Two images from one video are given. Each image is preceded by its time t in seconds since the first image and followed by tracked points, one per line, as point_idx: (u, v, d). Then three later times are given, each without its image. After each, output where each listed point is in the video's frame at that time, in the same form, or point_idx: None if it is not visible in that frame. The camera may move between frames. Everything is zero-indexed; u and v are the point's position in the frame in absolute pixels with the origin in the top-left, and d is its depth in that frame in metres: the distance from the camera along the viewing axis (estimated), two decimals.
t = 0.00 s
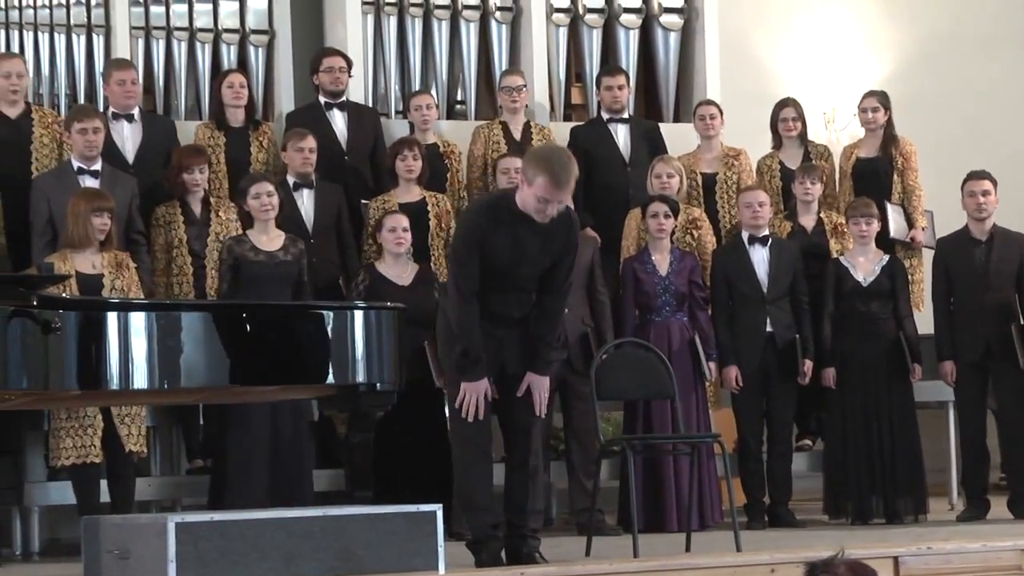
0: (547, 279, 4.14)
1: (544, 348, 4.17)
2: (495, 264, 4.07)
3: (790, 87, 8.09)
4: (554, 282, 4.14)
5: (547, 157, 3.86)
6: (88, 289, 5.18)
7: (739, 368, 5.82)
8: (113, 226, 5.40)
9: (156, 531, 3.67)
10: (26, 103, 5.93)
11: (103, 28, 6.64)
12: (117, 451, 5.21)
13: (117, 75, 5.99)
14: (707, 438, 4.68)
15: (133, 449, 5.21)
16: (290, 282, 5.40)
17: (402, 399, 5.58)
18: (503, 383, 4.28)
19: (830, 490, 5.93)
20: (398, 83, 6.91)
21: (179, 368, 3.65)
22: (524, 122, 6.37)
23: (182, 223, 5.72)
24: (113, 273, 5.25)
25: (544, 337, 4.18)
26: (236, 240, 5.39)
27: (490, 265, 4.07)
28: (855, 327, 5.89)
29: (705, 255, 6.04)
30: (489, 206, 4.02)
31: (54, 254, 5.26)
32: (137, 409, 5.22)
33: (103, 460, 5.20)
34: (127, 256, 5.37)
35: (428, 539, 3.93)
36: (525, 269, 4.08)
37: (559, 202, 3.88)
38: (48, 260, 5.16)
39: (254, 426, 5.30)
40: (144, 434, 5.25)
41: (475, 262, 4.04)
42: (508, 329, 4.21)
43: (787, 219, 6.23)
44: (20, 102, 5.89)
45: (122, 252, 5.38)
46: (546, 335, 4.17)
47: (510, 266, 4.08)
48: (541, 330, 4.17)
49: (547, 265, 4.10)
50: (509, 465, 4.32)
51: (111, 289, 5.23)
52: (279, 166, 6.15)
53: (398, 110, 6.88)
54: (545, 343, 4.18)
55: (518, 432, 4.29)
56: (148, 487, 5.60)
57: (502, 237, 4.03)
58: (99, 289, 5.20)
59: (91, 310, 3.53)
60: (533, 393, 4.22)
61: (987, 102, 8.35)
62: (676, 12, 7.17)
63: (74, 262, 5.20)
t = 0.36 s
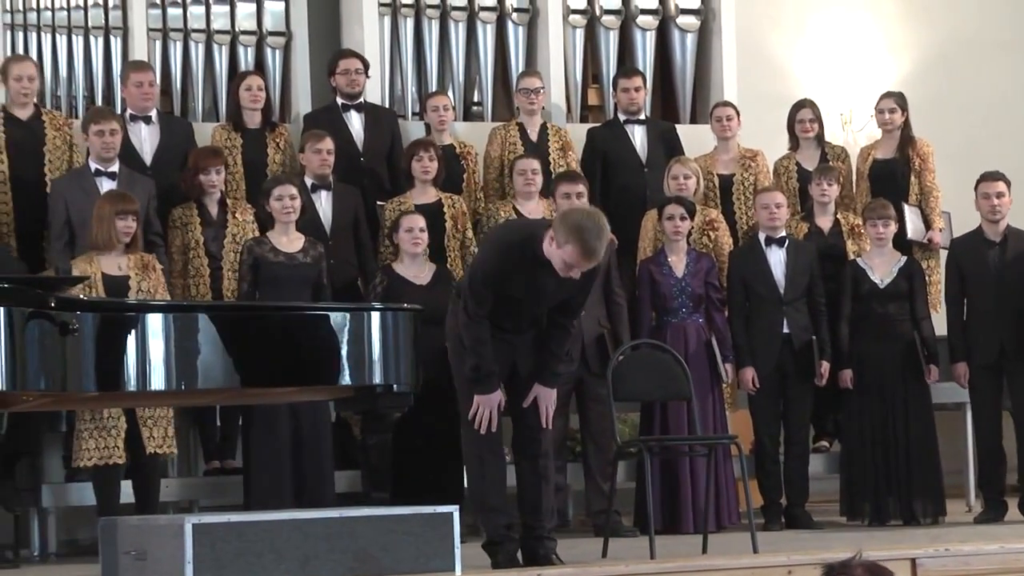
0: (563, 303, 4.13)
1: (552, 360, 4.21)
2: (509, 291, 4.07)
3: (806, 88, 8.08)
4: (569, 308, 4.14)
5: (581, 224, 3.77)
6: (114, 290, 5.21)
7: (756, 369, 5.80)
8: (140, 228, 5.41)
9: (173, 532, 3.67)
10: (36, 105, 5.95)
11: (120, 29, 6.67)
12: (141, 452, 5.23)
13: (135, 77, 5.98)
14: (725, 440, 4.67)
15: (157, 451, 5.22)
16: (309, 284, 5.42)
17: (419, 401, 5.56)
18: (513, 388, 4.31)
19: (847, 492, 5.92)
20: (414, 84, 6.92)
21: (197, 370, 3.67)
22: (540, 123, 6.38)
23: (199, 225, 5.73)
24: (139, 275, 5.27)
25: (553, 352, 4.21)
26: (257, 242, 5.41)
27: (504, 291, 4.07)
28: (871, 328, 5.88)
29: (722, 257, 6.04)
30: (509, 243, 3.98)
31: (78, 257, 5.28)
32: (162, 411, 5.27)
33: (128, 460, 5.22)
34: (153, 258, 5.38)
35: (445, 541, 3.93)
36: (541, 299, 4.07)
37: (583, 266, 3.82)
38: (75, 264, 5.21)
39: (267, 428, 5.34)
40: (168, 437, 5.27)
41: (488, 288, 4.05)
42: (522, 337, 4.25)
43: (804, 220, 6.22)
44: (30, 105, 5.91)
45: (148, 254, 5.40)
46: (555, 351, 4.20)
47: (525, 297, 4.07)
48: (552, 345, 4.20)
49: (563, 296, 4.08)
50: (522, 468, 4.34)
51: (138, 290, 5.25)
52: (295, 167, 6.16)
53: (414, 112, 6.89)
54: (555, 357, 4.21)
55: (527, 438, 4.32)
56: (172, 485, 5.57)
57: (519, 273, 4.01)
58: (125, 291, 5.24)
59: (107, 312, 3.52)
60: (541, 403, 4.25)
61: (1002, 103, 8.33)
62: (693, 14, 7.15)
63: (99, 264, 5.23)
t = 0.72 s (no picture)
0: (571, 305, 4.14)
1: (560, 362, 4.22)
2: (518, 296, 4.07)
3: (815, 88, 8.07)
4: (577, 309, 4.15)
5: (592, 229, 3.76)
6: (137, 290, 5.23)
7: (765, 370, 5.82)
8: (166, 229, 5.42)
9: (182, 532, 3.67)
10: (42, 107, 5.97)
11: (130, 30, 6.64)
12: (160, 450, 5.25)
13: (143, 78, 6.02)
14: (734, 441, 4.66)
15: (175, 452, 5.23)
16: (315, 283, 5.42)
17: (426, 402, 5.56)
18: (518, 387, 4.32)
19: (855, 493, 5.92)
20: (423, 85, 6.91)
21: (205, 371, 3.67)
22: (550, 124, 6.38)
23: (207, 226, 5.73)
24: (164, 276, 5.27)
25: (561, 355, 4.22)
26: (261, 244, 5.40)
27: (512, 296, 4.07)
28: (879, 328, 5.88)
29: (731, 257, 6.04)
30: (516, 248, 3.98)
31: (104, 258, 5.30)
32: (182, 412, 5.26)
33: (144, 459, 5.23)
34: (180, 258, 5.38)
35: (453, 541, 3.93)
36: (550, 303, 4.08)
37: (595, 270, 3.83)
38: (99, 264, 5.23)
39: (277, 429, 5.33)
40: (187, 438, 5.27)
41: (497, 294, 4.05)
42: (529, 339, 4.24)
43: (812, 220, 6.22)
44: (37, 106, 5.93)
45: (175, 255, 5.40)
46: (564, 353, 4.21)
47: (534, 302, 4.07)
48: (560, 347, 4.21)
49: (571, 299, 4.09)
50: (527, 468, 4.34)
51: (162, 291, 5.26)
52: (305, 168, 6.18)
53: (424, 113, 6.90)
54: (562, 359, 4.22)
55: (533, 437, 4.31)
56: (182, 487, 5.59)
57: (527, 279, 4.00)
58: (148, 291, 5.24)
59: (118, 312, 3.53)
60: (548, 404, 4.26)
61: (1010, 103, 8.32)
62: (702, 14, 7.16)
63: (122, 264, 5.25)
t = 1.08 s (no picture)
0: (574, 302, 4.14)
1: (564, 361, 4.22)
2: (517, 291, 4.06)
3: (819, 89, 8.07)
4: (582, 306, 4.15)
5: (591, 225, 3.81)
6: (143, 290, 5.23)
7: (769, 370, 5.79)
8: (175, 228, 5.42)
9: (185, 532, 3.67)
10: (46, 107, 5.98)
11: (134, 30, 6.64)
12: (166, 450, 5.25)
13: (147, 78, 6.00)
14: (738, 441, 4.66)
15: (181, 453, 5.23)
16: (318, 283, 5.42)
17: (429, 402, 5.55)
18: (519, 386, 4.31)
19: (857, 494, 5.92)
20: (427, 85, 6.90)
21: (208, 371, 3.67)
22: (553, 124, 6.38)
23: (210, 226, 5.73)
24: (170, 276, 5.27)
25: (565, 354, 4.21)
26: (263, 245, 5.41)
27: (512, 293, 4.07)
28: (884, 328, 5.87)
29: (734, 257, 6.04)
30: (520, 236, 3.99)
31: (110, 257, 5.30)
32: (185, 412, 5.26)
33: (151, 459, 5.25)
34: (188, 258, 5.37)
35: (457, 541, 3.93)
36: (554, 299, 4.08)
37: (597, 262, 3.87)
38: (106, 263, 5.23)
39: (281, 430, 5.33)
40: (194, 439, 5.27)
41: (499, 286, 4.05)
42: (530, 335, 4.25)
43: (816, 220, 6.21)
44: (41, 106, 5.95)
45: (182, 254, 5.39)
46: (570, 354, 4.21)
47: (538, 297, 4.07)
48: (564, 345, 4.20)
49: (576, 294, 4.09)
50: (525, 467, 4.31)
51: (168, 291, 5.25)
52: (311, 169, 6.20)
53: (428, 113, 6.88)
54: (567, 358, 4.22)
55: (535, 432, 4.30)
56: (183, 488, 5.62)
57: (531, 273, 4.01)
58: (155, 291, 5.24)
59: (120, 313, 3.53)
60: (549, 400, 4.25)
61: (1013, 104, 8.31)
62: (706, 14, 7.14)
63: (129, 264, 5.24)
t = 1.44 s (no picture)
0: (576, 278, 4.16)
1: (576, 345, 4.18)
2: (518, 268, 4.09)
3: (822, 89, 8.06)
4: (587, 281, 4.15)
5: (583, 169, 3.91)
6: (139, 290, 5.22)
7: (771, 370, 5.77)
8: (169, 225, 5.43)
9: (187, 532, 3.67)
10: (52, 107, 5.98)
11: (136, 30, 6.62)
12: (167, 450, 5.25)
13: (147, 78, 6.00)
14: (740, 440, 4.65)
15: (181, 452, 5.23)
16: (320, 283, 5.42)
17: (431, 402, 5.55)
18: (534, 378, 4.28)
19: (862, 493, 5.91)
20: (429, 86, 6.90)
21: (211, 372, 3.66)
22: (556, 124, 6.38)
23: (212, 226, 5.74)
24: (167, 276, 5.27)
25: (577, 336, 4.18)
26: (267, 245, 5.41)
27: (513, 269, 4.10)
28: (887, 328, 5.87)
29: (736, 257, 6.05)
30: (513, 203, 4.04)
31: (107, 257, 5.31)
32: (186, 412, 5.26)
33: (152, 459, 5.25)
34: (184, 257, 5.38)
35: (460, 541, 3.93)
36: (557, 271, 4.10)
37: (580, 203, 3.90)
38: (103, 264, 5.23)
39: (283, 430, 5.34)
40: (194, 438, 5.27)
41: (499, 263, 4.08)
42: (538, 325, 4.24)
43: (819, 220, 6.20)
44: (46, 106, 5.96)
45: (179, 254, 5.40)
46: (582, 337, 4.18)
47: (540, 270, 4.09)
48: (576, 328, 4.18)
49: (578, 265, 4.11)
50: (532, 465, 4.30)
51: (164, 291, 5.26)
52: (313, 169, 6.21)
53: (429, 113, 6.86)
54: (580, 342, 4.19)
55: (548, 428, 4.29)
56: (185, 488, 5.61)
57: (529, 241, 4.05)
58: (152, 292, 5.24)
59: (121, 313, 3.53)
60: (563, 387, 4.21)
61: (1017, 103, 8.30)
62: (708, 14, 7.12)
63: (126, 264, 5.25)
